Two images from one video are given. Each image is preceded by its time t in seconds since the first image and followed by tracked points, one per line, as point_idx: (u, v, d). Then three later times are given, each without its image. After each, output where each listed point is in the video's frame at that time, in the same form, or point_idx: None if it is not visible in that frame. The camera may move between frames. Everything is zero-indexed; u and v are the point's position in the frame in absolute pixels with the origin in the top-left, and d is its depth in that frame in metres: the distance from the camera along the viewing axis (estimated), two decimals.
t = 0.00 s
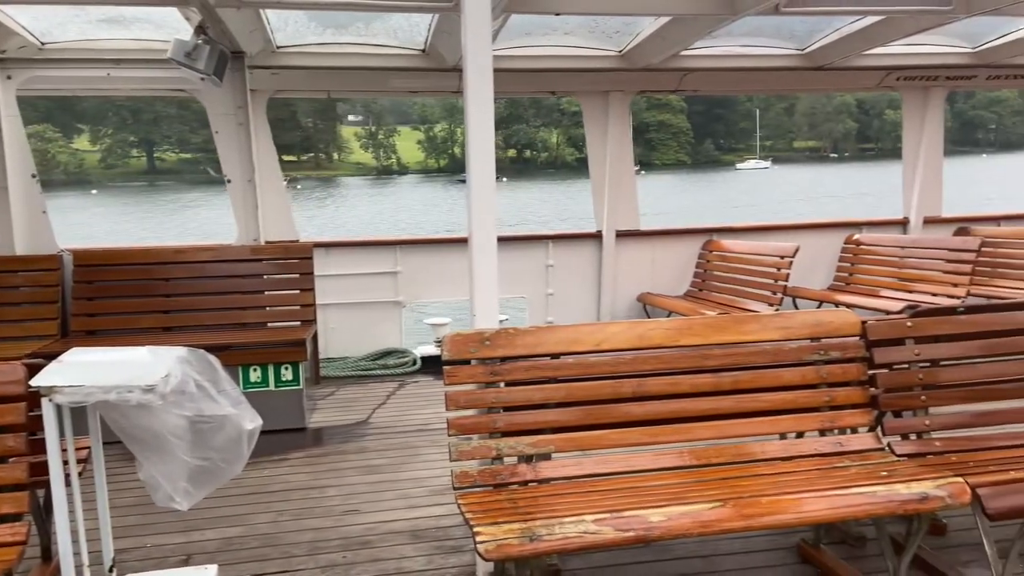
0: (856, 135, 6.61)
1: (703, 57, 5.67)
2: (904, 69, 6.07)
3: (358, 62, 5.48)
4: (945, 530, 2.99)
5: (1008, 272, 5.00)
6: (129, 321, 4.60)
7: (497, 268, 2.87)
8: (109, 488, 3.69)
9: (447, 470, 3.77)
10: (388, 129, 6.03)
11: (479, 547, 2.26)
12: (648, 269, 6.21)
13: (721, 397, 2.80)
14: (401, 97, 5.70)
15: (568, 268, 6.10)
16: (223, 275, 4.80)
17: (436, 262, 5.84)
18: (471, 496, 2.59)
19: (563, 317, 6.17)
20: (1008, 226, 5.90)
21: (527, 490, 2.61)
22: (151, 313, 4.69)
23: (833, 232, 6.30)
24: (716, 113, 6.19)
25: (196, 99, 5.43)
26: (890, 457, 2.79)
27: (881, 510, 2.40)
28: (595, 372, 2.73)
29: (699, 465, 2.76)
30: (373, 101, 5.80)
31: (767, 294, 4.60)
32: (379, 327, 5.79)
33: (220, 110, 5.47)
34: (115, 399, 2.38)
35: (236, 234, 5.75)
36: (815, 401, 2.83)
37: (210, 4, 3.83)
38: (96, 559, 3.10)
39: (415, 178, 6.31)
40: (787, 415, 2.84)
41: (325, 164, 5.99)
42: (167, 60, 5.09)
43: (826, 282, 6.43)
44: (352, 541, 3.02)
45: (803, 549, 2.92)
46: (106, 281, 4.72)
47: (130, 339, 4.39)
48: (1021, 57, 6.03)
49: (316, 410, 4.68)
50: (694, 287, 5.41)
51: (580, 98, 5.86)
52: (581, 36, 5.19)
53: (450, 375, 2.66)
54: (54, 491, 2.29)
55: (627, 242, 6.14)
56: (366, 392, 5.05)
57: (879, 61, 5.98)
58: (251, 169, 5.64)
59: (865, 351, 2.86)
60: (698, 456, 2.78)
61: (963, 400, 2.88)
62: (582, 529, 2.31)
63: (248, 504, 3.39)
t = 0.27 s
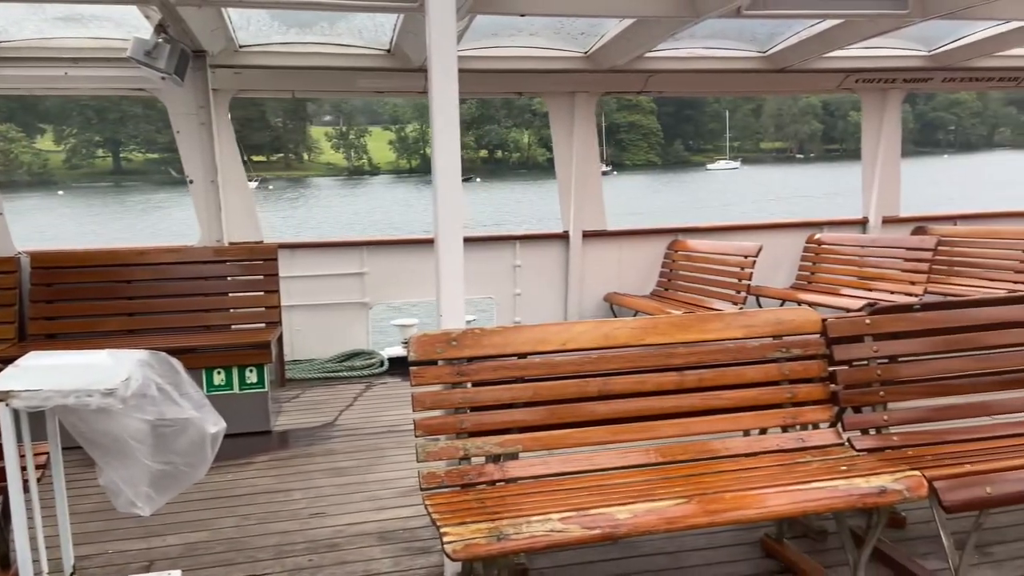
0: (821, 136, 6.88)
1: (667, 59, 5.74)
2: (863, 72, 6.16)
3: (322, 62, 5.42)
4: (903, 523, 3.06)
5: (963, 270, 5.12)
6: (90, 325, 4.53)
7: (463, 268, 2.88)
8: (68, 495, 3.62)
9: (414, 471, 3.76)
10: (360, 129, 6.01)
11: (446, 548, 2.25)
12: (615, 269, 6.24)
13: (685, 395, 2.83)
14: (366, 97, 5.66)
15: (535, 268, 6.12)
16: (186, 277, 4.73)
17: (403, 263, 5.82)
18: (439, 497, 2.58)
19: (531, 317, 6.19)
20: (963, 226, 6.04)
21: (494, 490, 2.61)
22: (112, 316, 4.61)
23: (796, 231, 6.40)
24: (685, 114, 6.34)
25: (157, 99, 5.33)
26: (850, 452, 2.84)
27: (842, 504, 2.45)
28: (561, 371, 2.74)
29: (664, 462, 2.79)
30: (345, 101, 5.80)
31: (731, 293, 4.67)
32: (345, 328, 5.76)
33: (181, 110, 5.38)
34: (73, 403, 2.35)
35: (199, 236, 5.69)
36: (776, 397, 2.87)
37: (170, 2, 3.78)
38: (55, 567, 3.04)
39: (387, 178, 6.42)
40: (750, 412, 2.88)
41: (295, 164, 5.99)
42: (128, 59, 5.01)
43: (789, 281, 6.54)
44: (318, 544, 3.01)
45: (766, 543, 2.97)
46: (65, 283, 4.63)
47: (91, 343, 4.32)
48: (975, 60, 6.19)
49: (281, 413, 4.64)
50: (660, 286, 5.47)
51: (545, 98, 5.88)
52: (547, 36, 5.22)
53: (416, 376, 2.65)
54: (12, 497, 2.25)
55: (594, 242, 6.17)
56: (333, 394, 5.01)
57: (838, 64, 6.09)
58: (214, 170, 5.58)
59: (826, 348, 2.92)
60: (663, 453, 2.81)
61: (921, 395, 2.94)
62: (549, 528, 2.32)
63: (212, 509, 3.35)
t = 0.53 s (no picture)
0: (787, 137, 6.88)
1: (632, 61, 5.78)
2: (822, 75, 6.29)
3: (285, 62, 5.37)
4: (863, 517, 3.12)
5: (921, 269, 5.24)
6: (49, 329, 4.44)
7: (428, 270, 2.88)
8: (26, 503, 3.53)
9: (381, 474, 3.74)
10: (329, 130, 5.95)
11: (413, 550, 2.25)
12: (582, 270, 6.28)
13: (651, 394, 2.86)
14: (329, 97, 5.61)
15: (502, 269, 6.13)
16: (147, 280, 4.66)
17: (369, 265, 5.78)
18: (405, 499, 2.57)
19: (499, 318, 6.20)
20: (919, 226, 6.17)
21: (462, 491, 2.61)
22: (71, 320, 4.52)
23: (759, 232, 6.50)
24: (654, 116, 6.36)
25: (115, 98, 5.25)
26: (811, 448, 2.89)
27: (803, 499, 2.49)
28: (528, 372, 2.75)
29: (631, 461, 2.81)
30: (314, 102, 5.75)
31: (695, 293, 4.72)
32: (311, 331, 5.71)
33: (140, 110, 5.31)
34: (29, 410, 2.27)
35: (160, 238, 5.63)
36: (739, 395, 2.92)
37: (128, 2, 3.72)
38: None
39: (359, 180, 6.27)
40: (713, 410, 2.92)
41: (265, 165, 5.87)
42: (86, 59, 4.93)
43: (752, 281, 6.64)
44: (284, 548, 2.98)
45: (730, 540, 3.00)
46: (22, 287, 4.52)
47: (48, 348, 4.22)
48: (931, 64, 6.34)
49: (246, 417, 4.58)
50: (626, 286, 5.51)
51: (510, 99, 5.91)
52: (513, 38, 5.24)
53: (382, 378, 2.64)
54: None
55: (560, 243, 6.20)
56: (299, 397, 4.97)
57: (798, 67, 6.20)
58: (175, 172, 5.50)
59: (787, 347, 2.97)
60: (629, 452, 2.83)
61: (879, 391, 3.00)
62: (516, 528, 2.32)
63: (175, 515, 3.30)
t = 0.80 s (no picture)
0: (753, 141, 6.98)
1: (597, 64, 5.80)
2: (783, 79, 6.40)
3: (247, 65, 5.29)
4: (825, 514, 3.17)
5: (879, 270, 5.35)
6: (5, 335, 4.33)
7: (394, 275, 2.87)
8: None
9: (346, 479, 3.72)
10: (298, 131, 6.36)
11: (379, 555, 2.23)
12: (549, 272, 6.30)
13: (616, 395, 2.87)
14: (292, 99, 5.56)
15: (468, 272, 6.12)
16: (106, 285, 4.57)
17: (333, 268, 5.74)
18: (371, 504, 2.55)
19: (466, 320, 6.19)
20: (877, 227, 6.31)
21: (428, 495, 2.59)
22: (27, 325, 4.41)
23: (722, 232, 6.60)
24: (623, 118, 6.53)
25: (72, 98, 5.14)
26: (774, 447, 2.94)
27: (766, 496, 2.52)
28: (494, 374, 2.75)
29: (597, 462, 2.82)
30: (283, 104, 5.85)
31: (660, 294, 4.77)
32: (275, 335, 5.65)
33: (98, 111, 5.21)
34: None
35: (119, 241, 5.49)
36: (703, 395, 2.95)
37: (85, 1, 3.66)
38: None
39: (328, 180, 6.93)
40: (678, 410, 2.94)
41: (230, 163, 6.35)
42: (40, 58, 4.82)
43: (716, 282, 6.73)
44: (247, 556, 2.94)
45: (696, 539, 3.03)
46: None
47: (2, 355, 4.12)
48: (887, 68, 6.49)
49: (208, 423, 4.52)
50: (592, 288, 5.55)
51: (477, 102, 5.90)
52: (478, 41, 5.25)
53: (347, 382, 2.61)
54: None
55: (527, 245, 6.21)
56: (263, 402, 4.91)
57: (759, 71, 6.30)
58: (134, 173, 5.40)
59: (749, 347, 3.01)
60: (596, 453, 2.84)
61: (838, 390, 3.06)
62: (482, 531, 2.31)
63: (136, 523, 3.24)
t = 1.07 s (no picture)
0: (721, 144, 7.07)
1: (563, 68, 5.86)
2: (745, 84, 6.52)
3: (206, 66, 5.21)
4: (788, 512, 3.21)
5: (840, 271, 5.45)
6: None
7: (360, 278, 2.86)
8: None
9: (311, 485, 3.67)
10: (269, 133, 5.91)
11: (344, 562, 2.20)
12: (516, 275, 6.31)
13: (583, 397, 2.88)
14: (256, 101, 5.51)
15: (435, 275, 6.10)
16: (63, 290, 4.47)
17: (298, 271, 5.67)
18: (337, 510, 2.52)
19: (433, 323, 6.16)
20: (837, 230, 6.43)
21: (395, 500, 2.57)
22: None
23: (688, 235, 6.66)
24: (593, 122, 6.42)
25: (27, 100, 5.01)
26: (738, 447, 2.97)
27: (731, 496, 2.55)
28: (461, 378, 2.74)
29: (565, 464, 2.82)
30: (252, 105, 5.64)
31: (626, 297, 4.81)
32: (239, 339, 5.57)
33: (54, 113, 5.09)
34: None
35: (76, 246, 5.36)
36: (669, 397, 2.97)
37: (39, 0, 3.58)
38: None
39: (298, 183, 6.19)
40: (645, 411, 2.96)
41: (198, 167, 5.80)
42: None
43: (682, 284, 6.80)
44: (209, 565, 2.89)
45: (662, 539, 3.05)
46: None
47: None
48: (847, 74, 6.63)
49: (169, 430, 4.43)
50: (559, 291, 5.56)
51: (445, 105, 5.90)
52: (443, 44, 5.24)
53: (312, 387, 2.58)
54: None
55: (494, 248, 6.21)
56: (225, 409, 4.83)
57: (723, 76, 6.37)
58: (92, 176, 5.28)
59: (714, 348, 3.04)
60: (563, 455, 2.84)
61: (802, 389, 3.10)
62: (450, 535, 2.30)
63: (93, 534, 3.16)
